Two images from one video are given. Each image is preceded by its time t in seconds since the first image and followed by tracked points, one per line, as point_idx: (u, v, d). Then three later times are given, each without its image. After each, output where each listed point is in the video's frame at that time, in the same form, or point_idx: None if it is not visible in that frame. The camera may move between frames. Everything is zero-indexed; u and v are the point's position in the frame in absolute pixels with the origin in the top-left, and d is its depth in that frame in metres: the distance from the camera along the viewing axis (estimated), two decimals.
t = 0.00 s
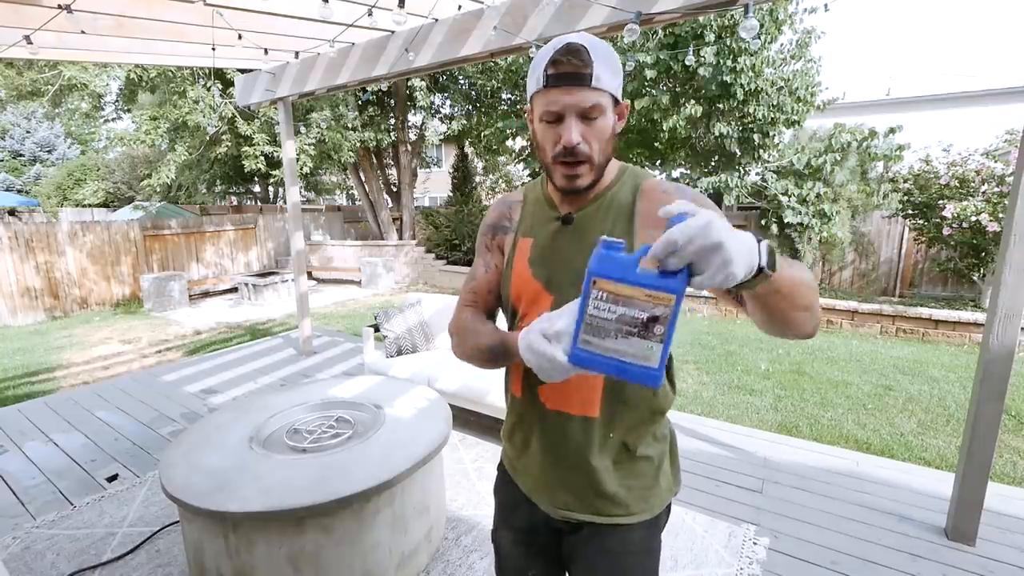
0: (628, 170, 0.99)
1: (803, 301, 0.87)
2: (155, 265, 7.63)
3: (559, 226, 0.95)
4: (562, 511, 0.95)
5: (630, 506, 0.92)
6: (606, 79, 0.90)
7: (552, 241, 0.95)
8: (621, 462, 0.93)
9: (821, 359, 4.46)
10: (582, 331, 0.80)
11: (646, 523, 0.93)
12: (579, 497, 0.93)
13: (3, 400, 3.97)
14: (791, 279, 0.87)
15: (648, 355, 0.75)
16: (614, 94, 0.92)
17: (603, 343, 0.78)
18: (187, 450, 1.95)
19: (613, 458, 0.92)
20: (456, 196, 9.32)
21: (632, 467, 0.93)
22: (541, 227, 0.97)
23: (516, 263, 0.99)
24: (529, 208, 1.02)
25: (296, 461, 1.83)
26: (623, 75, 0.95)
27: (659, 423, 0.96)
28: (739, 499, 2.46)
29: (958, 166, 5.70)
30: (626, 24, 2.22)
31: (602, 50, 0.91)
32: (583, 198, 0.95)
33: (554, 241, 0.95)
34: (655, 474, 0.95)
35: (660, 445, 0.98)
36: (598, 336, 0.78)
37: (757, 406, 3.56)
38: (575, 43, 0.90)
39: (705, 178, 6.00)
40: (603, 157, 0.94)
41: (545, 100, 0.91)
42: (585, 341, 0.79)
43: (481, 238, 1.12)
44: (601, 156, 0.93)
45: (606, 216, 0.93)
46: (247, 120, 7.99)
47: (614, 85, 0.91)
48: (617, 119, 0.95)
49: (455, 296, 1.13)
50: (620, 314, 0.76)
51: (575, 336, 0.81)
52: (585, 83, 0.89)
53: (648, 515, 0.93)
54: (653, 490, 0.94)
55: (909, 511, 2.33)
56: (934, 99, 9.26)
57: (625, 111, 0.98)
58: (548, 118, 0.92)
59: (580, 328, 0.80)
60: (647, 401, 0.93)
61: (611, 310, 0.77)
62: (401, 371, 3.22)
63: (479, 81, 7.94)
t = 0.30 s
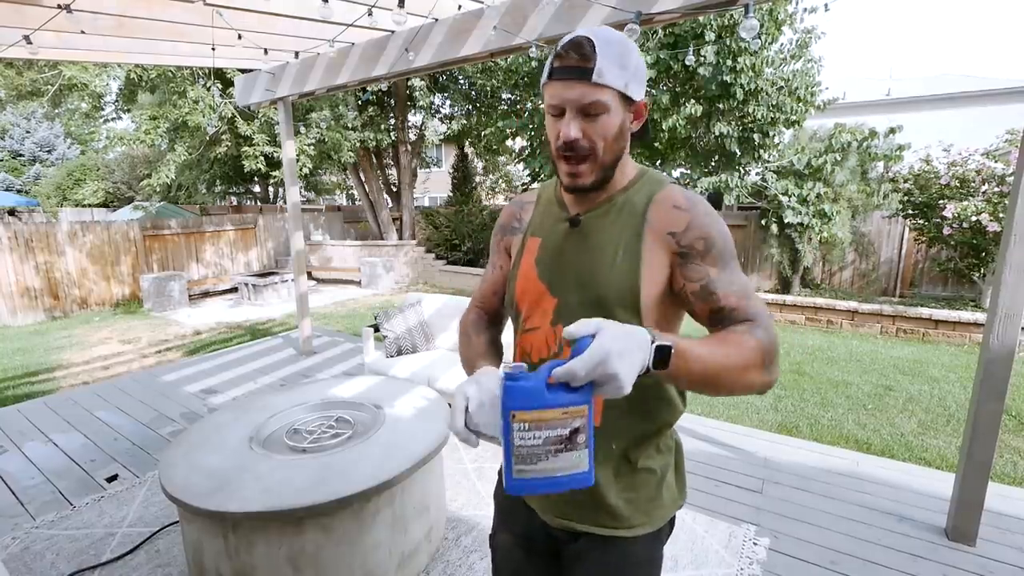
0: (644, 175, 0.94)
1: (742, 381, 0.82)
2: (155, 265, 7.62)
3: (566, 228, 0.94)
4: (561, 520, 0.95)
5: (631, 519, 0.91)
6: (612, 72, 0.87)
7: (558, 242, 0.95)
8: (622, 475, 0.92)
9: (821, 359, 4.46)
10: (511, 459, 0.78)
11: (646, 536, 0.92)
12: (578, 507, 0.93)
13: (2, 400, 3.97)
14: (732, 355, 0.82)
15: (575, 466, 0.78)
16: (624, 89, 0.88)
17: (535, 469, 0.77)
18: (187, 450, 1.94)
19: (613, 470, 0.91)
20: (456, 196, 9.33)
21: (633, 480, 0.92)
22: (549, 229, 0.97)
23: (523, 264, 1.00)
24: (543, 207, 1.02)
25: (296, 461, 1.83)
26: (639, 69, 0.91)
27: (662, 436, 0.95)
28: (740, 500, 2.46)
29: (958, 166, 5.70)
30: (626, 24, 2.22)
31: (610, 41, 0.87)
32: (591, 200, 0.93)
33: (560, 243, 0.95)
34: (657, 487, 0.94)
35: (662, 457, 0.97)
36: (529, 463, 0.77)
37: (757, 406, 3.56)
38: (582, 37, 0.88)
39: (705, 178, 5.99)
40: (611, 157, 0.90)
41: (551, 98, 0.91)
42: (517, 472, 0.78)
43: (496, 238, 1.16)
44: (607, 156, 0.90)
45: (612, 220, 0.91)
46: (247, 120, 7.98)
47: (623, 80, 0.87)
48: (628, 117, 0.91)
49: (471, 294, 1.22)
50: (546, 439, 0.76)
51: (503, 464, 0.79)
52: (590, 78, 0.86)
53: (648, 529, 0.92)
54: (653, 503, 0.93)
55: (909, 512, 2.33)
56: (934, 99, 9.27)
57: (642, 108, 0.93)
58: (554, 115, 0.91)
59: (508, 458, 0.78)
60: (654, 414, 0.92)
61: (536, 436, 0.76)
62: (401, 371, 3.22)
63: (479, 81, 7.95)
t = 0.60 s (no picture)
0: (653, 182, 0.92)
1: (694, 417, 0.82)
2: (154, 265, 7.61)
3: (568, 227, 0.93)
4: (552, 528, 0.94)
5: (623, 530, 0.90)
6: (621, 72, 0.84)
7: (557, 239, 0.94)
8: (614, 485, 0.91)
9: (823, 359, 4.45)
10: (483, 503, 0.84)
11: (637, 546, 0.91)
12: (569, 515, 0.92)
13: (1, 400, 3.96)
14: (684, 393, 0.81)
15: (541, 506, 0.83)
16: (635, 90, 0.86)
17: (504, 512, 0.83)
18: (186, 450, 1.93)
19: (605, 479, 0.90)
20: (456, 196, 9.32)
21: (626, 490, 0.91)
22: (552, 228, 0.96)
23: (523, 261, 0.99)
24: (548, 205, 1.01)
25: (296, 461, 1.82)
26: (652, 71, 0.88)
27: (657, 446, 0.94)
28: (741, 500, 2.45)
29: (960, 166, 5.70)
30: (626, 23, 2.21)
31: (622, 40, 0.85)
32: (596, 199, 0.92)
33: (560, 242, 0.93)
34: (650, 497, 0.93)
35: (657, 467, 0.96)
36: (497, 508, 0.83)
37: (758, 406, 3.55)
38: (594, 35, 0.86)
39: (705, 177, 5.98)
40: (617, 159, 0.88)
41: (558, 92, 0.89)
42: (489, 513, 0.84)
43: (505, 236, 1.15)
44: (612, 158, 0.88)
45: (614, 219, 0.89)
46: (246, 120, 7.96)
47: (634, 81, 0.85)
48: (637, 119, 0.88)
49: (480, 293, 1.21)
50: (510, 487, 0.81)
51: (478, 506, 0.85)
52: (598, 76, 0.84)
53: (640, 539, 0.91)
54: (646, 513, 0.92)
55: (910, 512, 2.32)
56: (935, 99, 9.26)
57: (653, 109, 0.91)
58: (562, 114, 0.89)
59: (481, 501, 0.84)
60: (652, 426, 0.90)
61: (501, 486, 0.81)
62: (401, 371, 3.21)
63: (479, 80, 7.95)
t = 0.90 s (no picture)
0: (647, 183, 0.92)
1: (688, 418, 0.82)
2: (154, 265, 7.61)
3: (565, 229, 0.93)
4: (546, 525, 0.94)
5: (613, 528, 0.90)
6: (587, 85, 0.83)
7: (555, 241, 0.94)
8: (607, 483, 0.91)
9: (822, 359, 4.46)
10: (488, 510, 0.85)
11: (629, 545, 0.91)
12: (563, 513, 0.92)
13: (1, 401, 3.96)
14: (678, 392, 0.81)
15: (545, 504, 0.83)
16: (609, 100, 0.84)
17: (508, 517, 0.84)
18: (187, 450, 1.93)
19: (598, 478, 0.90)
20: (456, 196, 9.34)
21: (619, 489, 0.91)
22: (550, 229, 0.97)
23: (522, 262, 1.00)
24: (547, 208, 1.02)
25: (296, 461, 1.82)
26: (633, 73, 0.86)
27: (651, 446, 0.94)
28: (741, 500, 2.45)
29: (960, 166, 5.71)
30: (626, 23, 2.21)
31: (589, 49, 0.83)
32: (590, 202, 0.92)
33: (557, 244, 0.94)
34: (643, 496, 0.93)
35: (651, 467, 0.95)
36: (502, 513, 0.84)
37: (758, 406, 3.56)
38: (559, 51, 0.86)
39: (705, 177, 5.98)
40: (606, 163, 0.88)
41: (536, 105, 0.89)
42: (495, 518, 0.84)
43: (507, 237, 1.16)
44: (594, 167, 0.87)
45: (610, 222, 0.89)
46: (246, 120, 7.96)
47: (602, 92, 0.83)
48: (621, 124, 0.87)
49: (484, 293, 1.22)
50: (510, 491, 0.82)
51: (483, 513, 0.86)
52: (566, 88, 0.83)
53: (632, 537, 0.91)
54: (640, 511, 0.92)
55: (910, 512, 2.32)
56: (934, 99, 9.27)
57: (635, 113, 0.87)
58: (541, 130, 0.90)
59: (486, 509, 0.85)
60: (645, 428, 0.90)
61: (501, 490, 0.82)
62: (401, 371, 3.21)
63: (479, 81, 7.95)
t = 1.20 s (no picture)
0: (636, 180, 0.92)
1: (679, 414, 0.82)
2: (154, 265, 7.62)
3: (556, 228, 0.94)
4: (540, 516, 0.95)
5: (604, 519, 0.90)
6: (578, 85, 0.82)
7: (547, 240, 0.94)
8: (598, 475, 0.91)
9: (822, 359, 4.46)
10: (486, 515, 0.85)
11: (621, 536, 0.91)
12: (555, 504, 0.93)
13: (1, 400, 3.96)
14: (670, 387, 0.82)
15: (543, 506, 0.84)
16: (598, 100, 0.84)
17: (507, 521, 0.84)
18: (187, 450, 1.94)
19: (589, 469, 0.91)
20: (456, 196, 9.36)
21: (611, 481, 0.91)
22: (541, 229, 0.97)
23: (515, 261, 1.00)
24: (539, 206, 1.02)
25: (296, 461, 1.83)
26: (620, 73, 0.86)
27: (644, 439, 0.94)
28: (740, 500, 2.45)
29: (959, 166, 5.70)
30: (626, 23, 2.21)
31: (579, 50, 0.83)
32: (581, 201, 0.92)
33: (550, 244, 0.94)
34: (634, 489, 0.92)
35: (643, 460, 0.95)
36: (500, 517, 0.83)
37: (758, 406, 3.56)
38: (548, 54, 0.85)
39: (706, 177, 5.99)
40: (595, 163, 0.88)
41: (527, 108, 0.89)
42: (493, 525, 0.84)
43: (502, 237, 1.16)
44: (586, 166, 0.87)
45: (600, 220, 0.89)
46: (246, 120, 7.97)
47: (593, 92, 0.83)
48: (611, 123, 0.87)
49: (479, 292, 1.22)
50: (509, 495, 0.82)
51: (481, 518, 0.86)
52: (556, 89, 0.83)
53: (625, 529, 0.91)
54: (632, 503, 0.92)
55: (909, 512, 2.32)
56: (934, 99, 9.27)
57: (624, 111, 0.87)
58: (533, 132, 0.90)
59: (484, 514, 0.85)
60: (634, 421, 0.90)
61: (500, 495, 0.82)
62: (401, 371, 3.21)
63: (479, 81, 7.96)
